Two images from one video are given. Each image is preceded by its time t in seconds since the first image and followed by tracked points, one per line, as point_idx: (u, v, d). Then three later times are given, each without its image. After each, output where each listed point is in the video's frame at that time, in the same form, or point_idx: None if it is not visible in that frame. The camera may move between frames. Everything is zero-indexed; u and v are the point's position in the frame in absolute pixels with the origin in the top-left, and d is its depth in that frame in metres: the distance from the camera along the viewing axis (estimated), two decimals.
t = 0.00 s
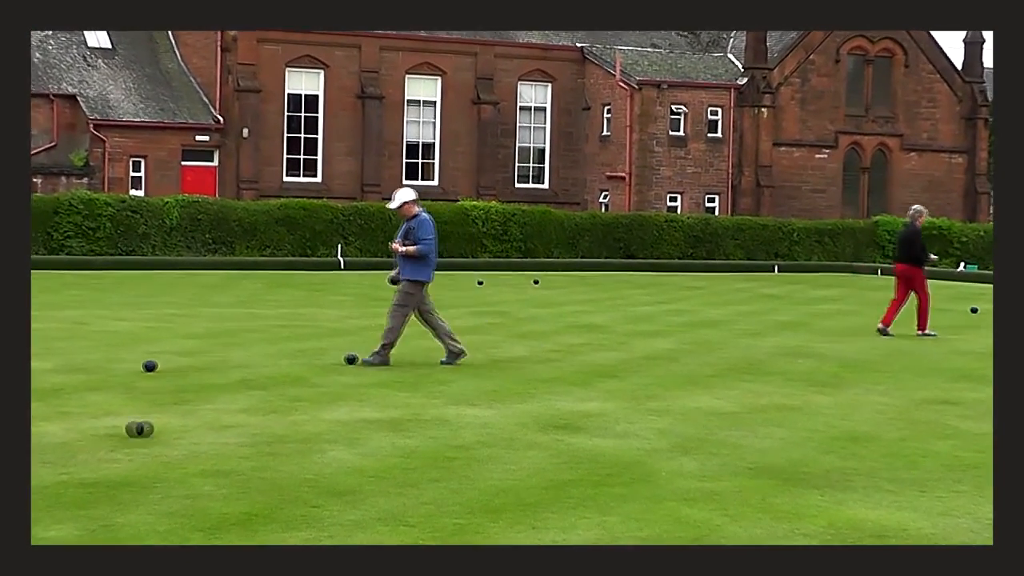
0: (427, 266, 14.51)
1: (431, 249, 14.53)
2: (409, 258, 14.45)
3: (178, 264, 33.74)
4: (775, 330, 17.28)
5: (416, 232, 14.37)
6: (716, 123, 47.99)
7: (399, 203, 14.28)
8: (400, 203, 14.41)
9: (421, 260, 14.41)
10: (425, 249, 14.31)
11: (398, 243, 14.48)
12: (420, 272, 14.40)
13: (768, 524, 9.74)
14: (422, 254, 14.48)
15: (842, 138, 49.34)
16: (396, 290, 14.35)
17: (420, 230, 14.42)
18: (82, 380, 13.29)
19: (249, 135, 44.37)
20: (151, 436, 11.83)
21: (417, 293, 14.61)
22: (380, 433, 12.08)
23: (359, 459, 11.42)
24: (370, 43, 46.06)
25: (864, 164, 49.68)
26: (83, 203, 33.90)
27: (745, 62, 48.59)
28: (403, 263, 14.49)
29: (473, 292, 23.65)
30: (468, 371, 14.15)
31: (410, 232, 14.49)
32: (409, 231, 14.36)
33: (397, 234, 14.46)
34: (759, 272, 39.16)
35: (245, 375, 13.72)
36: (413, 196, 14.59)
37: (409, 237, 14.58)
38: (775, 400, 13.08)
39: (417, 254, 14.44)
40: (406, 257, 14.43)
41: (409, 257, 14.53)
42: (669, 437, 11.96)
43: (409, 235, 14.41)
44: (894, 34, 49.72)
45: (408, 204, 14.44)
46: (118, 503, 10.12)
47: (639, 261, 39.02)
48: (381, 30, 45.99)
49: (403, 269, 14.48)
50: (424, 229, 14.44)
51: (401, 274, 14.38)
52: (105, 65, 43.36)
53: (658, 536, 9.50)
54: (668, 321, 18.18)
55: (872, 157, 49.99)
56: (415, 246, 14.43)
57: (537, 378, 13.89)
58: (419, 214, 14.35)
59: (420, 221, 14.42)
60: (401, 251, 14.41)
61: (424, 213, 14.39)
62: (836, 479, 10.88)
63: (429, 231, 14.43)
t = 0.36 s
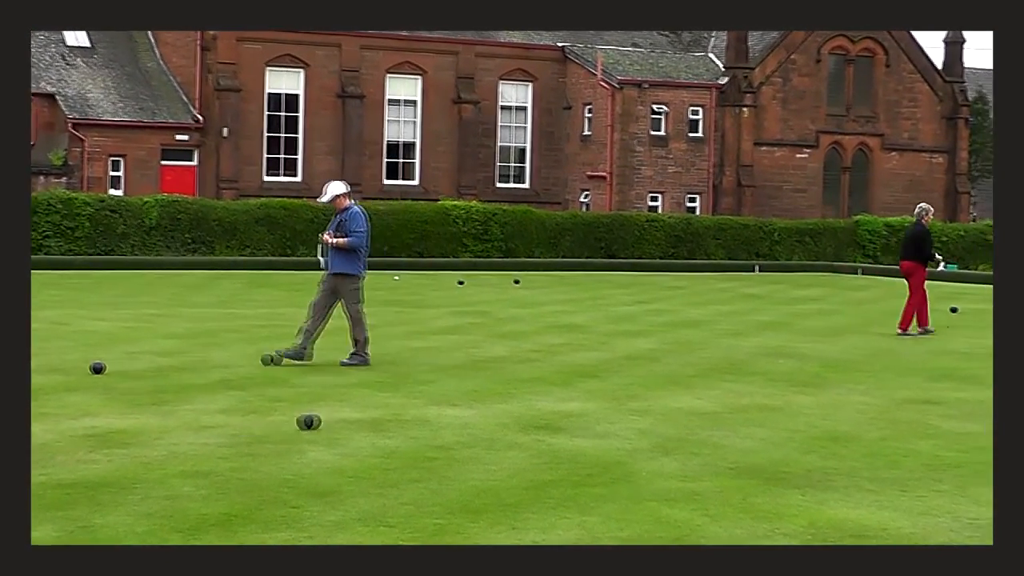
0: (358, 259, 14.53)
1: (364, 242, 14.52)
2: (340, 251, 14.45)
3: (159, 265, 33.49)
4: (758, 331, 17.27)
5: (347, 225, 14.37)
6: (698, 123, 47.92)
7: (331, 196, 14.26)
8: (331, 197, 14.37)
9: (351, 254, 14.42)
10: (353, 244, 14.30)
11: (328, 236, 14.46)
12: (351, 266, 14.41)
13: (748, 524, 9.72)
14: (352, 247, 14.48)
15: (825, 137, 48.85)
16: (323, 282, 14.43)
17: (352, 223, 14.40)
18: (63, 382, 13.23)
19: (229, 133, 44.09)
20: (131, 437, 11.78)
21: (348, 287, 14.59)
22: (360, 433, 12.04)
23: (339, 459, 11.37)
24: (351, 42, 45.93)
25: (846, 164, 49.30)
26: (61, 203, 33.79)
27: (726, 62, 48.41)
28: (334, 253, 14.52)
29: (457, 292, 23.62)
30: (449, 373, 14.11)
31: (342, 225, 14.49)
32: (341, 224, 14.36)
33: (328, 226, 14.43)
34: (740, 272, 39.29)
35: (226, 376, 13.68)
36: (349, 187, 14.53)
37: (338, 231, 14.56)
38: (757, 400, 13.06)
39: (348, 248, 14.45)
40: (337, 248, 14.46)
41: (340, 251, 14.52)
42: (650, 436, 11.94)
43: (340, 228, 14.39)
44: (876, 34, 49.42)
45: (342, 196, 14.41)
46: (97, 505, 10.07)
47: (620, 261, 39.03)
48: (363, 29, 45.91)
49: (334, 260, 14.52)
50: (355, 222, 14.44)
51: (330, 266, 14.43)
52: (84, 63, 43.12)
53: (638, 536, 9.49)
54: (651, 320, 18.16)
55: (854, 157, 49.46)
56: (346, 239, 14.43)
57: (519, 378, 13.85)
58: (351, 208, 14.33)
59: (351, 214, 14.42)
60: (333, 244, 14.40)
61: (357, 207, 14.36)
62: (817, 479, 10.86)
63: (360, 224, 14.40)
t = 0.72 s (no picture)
0: (268, 257, 14.42)
1: (272, 238, 14.44)
2: (249, 250, 14.32)
3: (124, 264, 33.42)
4: (727, 330, 17.29)
5: (255, 222, 14.27)
6: (662, 122, 47.58)
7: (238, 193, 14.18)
8: (237, 194, 14.27)
9: (260, 251, 14.31)
10: (265, 240, 14.22)
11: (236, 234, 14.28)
12: (262, 262, 14.28)
13: (709, 522, 9.65)
14: (261, 245, 14.38)
15: (788, 137, 48.89)
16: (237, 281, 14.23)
17: (259, 220, 14.32)
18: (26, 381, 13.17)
19: (193, 133, 44.00)
20: (94, 437, 11.74)
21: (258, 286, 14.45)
22: (325, 433, 12.01)
23: (302, 459, 11.31)
24: (316, 41, 45.84)
25: (808, 164, 49.37)
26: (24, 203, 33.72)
27: (689, 61, 48.31)
28: (242, 253, 14.38)
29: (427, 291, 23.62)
30: (414, 372, 14.09)
31: (249, 224, 14.39)
32: (250, 221, 14.25)
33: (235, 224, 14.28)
34: (701, 271, 38.95)
35: (191, 376, 13.63)
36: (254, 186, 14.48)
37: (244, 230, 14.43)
38: (721, 399, 13.08)
39: (257, 245, 14.34)
40: (247, 247, 14.32)
41: (248, 250, 14.38)
42: (614, 435, 11.90)
43: (249, 225, 14.27)
44: (839, 34, 49.44)
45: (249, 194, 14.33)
46: (59, 505, 10.02)
47: (585, 260, 38.77)
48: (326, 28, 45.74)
49: (242, 259, 14.37)
50: (262, 220, 14.37)
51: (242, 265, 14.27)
52: (48, 63, 42.81)
53: (599, 535, 9.45)
54: (617, 320, 18.15)
55: (816, 156, 49.60)
56: (255, 237, 14.32)
57: (485, 378, 13.84)
58: (258, 204, 14.26)
59: (258, 211, 14.34)
60: (242, 242, 14.26)
61: (264, 204, 14.30)
62: (780, 478, 10.77)
63: (268, 220, 14.34)
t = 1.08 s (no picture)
0: (176, 263, 14.17)
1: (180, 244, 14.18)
2: (158, 257, 14.05)
3: (82, 264, 33.28)
4: (689, 330, 17.34)
5: (164, 229, 13.98)
6: (620, 122, 47.52)
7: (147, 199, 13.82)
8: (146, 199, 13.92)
9: (169, 258, 14.06)
10: (174, 248, 13.97)
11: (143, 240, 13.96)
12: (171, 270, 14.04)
13: (668, 521, 9.42)
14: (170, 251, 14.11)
15: (745, 137, 49.13)
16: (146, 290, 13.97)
17: (168, 226, 14.04)
18: None
19: (149, 133, 43.78)
20: (51, 439, 11.64)
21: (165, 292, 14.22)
22: (284, 434, 11.96)
23: (261, 459, 11.23)
24: (273, 41, 45.65)
25: (765, 164, 49.58)
26: None
27: (647, 61, 48.36)
28: (149, 259, 14.08)
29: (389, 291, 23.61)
30: (375, 373, 14.06)
31: (156, 229, 14.09)
32: (158, 227, 13.96)
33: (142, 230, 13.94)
34: (656, 271, 38.73)
35: (150, 378, 13.54)
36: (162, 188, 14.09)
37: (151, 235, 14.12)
38: (680, 399, 13.11)
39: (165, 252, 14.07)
40: (155, 253, 14.04)
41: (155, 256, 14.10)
42: (572, 434, 11.88)
43: (158, 232, 13.97)
44: (796, 34, 49.64)
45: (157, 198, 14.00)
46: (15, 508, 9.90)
47: (543, 260, 38.55)
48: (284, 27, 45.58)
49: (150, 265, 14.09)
50: (170, 225, 14.09)
51: (150, 273, 13.99)
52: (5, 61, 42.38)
53: (558, 535, 9.27)
54: (576, 320, 18.17)
55: (774, 156, 49.75)
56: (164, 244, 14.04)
57: (445, 379, 13.83)
58: (167, 210, 13.97)
59: (167, 216, 14.05)
60: (151, 250, 13.96)
61: (173, 209, 14.01)
62: (736, 476, 10.58)
63: (177, 226, 14.07)
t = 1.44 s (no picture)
0: (69, 255, 13.95)
1: (74, 236, 13.94)
2: (52, 248, 13.80)
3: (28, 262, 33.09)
4: (637, 329, 17.38)
5: (59, 219, 13.75)
6: (566, 120, 47.74)
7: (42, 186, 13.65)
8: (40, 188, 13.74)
9: (62, 250, 13.82)
10: (69, 240, 13.75)
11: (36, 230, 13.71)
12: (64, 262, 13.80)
13: (615, 520, 9.25)
14: (63, 243, 13.87)
15: (692, 136, 49.33)
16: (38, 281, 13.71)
17: (63, 216, 13.80)
18: None
19: (92, 131, 43.36)
20: None
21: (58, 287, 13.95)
22: (228, 434, 11.83)
23: (204, 459, 11.08)
24: (219, 38, 45.15)
25: (711, 163, 49.83)
26: None
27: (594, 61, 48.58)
28: (42, 250, 13.82)
29: (336, 292, 23.52)
30: (321, 373, 13.98)
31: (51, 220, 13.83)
32: (53, 217, 13.73)
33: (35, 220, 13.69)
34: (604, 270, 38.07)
35: (93, 380, 13.39)
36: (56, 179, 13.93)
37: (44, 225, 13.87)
38: (624, 398, 13.10)
39: (60, 244, 13.82)
40: (48, 245, 13.78)
41: (48, 247, 13.84)
42: (520, 433, 11.85)
43: (52, 222, 13.73)
44: (741, 34, 49.92)
45: (51, 188, 13.80)
46: None
47: (491, 258, 38.44)
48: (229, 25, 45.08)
49: (42, 257, 13.83)
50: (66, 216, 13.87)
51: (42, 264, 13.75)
52: None
53: (502, 534, 9.02)
54: (529, 319, 18.16)
55: (720, 154, 49.99)
56: (58, 234, 13.80)
57: (391, 379, 13.76)
58: (62, 200, 13.76)
59: (62, 206, 13.82)
60: (44, 241, 13.72)
61: (69, 199, 13.82)
62: (685, 474, 10.43)
63: (72, 218, 13.84)
